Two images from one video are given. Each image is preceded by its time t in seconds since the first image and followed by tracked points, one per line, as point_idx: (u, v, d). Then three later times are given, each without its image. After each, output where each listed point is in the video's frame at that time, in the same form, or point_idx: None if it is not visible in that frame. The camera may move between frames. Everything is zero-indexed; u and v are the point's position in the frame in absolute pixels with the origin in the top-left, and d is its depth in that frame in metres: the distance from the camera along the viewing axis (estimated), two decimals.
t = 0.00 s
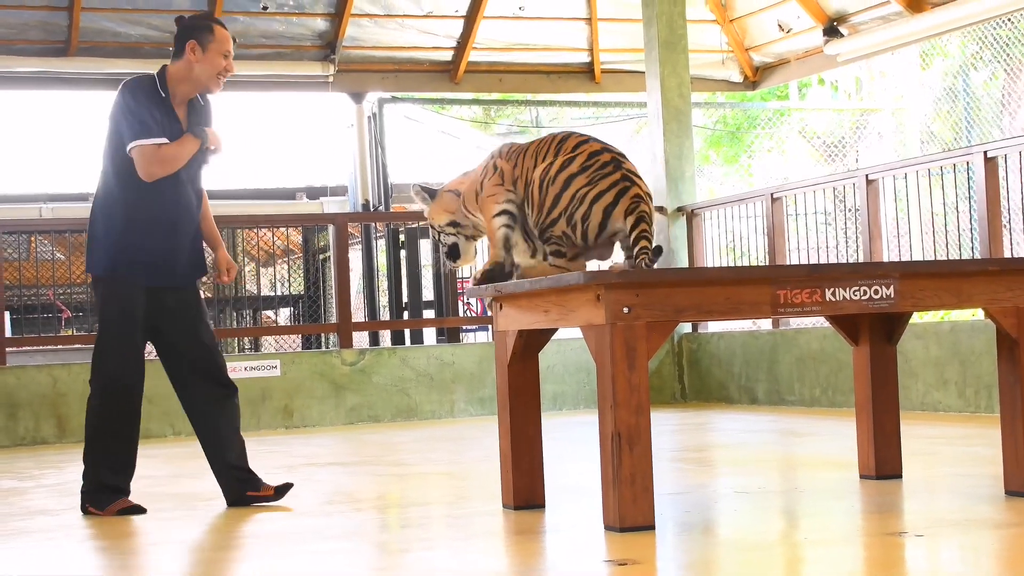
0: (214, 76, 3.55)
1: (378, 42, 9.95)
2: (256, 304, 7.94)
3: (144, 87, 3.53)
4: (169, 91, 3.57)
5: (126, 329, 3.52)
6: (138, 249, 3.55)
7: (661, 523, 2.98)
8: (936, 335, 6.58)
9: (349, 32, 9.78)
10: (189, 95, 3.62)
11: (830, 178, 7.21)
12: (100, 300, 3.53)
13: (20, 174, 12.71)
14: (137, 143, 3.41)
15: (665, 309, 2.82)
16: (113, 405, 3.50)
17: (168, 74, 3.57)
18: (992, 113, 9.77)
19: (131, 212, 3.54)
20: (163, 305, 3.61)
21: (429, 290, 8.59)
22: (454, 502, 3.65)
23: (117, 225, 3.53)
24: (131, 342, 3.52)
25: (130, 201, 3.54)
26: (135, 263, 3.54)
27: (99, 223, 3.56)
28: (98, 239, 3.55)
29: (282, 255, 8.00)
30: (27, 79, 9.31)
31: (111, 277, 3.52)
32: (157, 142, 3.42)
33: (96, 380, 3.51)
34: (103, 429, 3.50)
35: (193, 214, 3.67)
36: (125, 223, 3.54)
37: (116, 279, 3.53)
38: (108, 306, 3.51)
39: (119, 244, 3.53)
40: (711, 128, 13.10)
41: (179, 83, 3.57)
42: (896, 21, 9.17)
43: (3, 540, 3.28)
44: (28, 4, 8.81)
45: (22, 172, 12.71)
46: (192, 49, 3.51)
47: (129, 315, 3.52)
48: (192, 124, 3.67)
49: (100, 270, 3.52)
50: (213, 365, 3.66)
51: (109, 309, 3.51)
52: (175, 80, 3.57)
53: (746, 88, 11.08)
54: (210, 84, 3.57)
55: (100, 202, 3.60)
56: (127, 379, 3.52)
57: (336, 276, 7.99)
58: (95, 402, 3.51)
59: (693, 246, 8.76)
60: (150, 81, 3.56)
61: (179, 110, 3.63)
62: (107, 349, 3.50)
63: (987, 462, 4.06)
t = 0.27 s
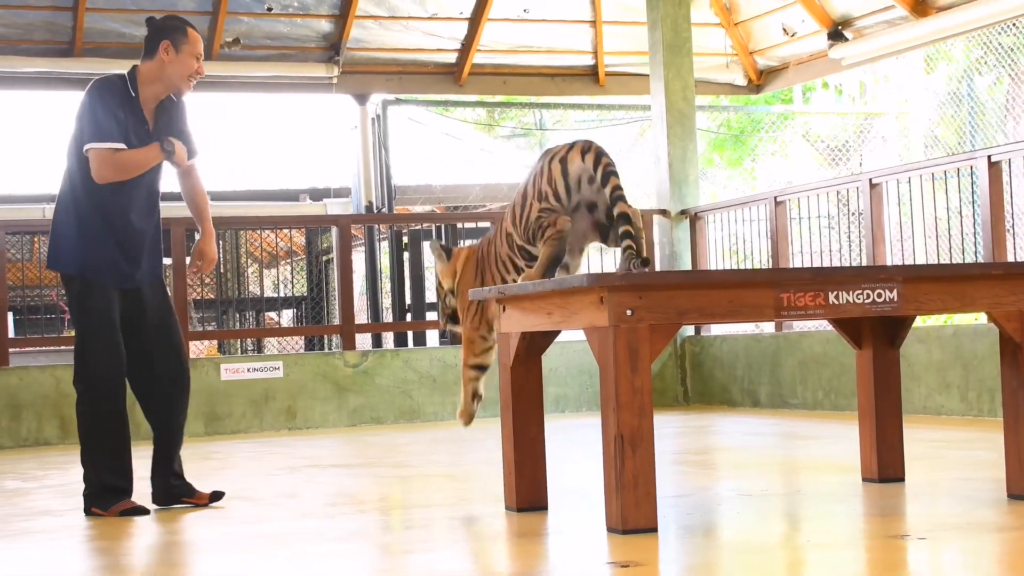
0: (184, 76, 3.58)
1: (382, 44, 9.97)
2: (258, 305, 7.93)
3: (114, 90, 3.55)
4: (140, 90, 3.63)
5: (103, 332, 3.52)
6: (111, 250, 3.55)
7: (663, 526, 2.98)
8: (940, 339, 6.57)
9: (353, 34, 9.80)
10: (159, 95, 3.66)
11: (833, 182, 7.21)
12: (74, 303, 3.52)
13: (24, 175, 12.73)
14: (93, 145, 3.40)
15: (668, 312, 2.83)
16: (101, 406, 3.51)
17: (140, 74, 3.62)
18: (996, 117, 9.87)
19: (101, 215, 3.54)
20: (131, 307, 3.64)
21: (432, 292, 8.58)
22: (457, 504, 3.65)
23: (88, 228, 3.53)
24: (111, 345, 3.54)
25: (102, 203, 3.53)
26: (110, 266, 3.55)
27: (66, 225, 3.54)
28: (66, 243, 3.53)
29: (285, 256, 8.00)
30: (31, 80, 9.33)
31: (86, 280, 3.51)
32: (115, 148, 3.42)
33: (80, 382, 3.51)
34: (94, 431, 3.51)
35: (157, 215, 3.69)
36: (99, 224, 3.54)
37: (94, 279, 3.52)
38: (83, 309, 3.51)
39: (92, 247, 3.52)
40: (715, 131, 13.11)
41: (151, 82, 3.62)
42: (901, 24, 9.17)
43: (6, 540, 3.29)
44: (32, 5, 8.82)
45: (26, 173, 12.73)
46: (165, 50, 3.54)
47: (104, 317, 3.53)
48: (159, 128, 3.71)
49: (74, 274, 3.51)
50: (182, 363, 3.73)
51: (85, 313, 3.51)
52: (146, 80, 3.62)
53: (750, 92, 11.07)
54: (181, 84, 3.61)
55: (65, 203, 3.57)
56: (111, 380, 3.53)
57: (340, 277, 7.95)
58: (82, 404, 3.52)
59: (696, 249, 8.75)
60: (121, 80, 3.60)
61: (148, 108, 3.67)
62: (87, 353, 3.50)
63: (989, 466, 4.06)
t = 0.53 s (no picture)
0: (184, 89, 3.65)
1: (382, 45, 9.96)
2: (260, 308, 7.94)
3: (119, 95, 3.57)
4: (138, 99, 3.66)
5: (105, 334, 3.52)
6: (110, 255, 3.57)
7: (665, 525, 2.98)
8: (941, 336, 6.57)
9: (353, 35, 9.80)
10: (153, 106, 3.70)
11: (834, 180, 7.20)
12: (74, 304, 3.51)
13: (24, 179, 12.75)
14: (82, 149, 3.40)
15: (670, 311, 2.83)
16: (99, 407, 3.49)
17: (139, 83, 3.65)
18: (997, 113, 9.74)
19: (103, 218, 3.55)
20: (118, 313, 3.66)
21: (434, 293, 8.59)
22: (460, 504, 3.65)
23: (89, 231, 3.53)
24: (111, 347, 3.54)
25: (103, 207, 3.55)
26: (110, 270, 3.56)
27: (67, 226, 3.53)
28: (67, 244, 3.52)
29: (286, 258, 7.99)
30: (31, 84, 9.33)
31: (90, 282, 3.51)
32: (102, 164, 3.44)
33: (78, 382, 3.48)
34: (94, 431, 3.48)
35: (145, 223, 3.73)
36: (100, 228, 3.55)
37: (96, 282, 3.52)
38: (86, 309, 3.50)
39: (95, 250, 3.53)
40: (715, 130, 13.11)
41: (149, 93, 3.65)
42: (900, 22, 9.17)
43: (9, 543, 3.29)
44: (32, 9, 8.83)
45: (26, 177, 12.75)
46: (169, 62, 3.60)
47: (104, 320, 3.53)
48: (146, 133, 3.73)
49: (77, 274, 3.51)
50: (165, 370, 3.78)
51: (87, 314, 3.50)
52: (144, 89, 3.65)
53: (750, 90, 11.07)
54: (179, 98, 3.67)
55: (62, 203, 3.55)
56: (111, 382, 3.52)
57: (342, 279, 7.95)
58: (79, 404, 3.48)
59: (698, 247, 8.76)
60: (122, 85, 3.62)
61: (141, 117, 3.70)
62: (88, 354, 3.49)
63: (991, 463, 4.06)
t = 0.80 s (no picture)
0: (173, 87, 3.71)
1: (384, 45, 9.96)
2: (265, 308, 7.94)
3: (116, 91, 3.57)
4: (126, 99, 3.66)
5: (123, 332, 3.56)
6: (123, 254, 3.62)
7: (671, 523, 2.98)
8: (946, 333, 6.57)
9: (355, 35, 9.80)
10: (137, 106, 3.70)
11: (837, 178, 7.20)
12: (94, 301, 3.52)
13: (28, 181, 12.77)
14: (97, 151, 3.43)
15: (674, 309, 2.83)
16: (114, 405, 3.51)
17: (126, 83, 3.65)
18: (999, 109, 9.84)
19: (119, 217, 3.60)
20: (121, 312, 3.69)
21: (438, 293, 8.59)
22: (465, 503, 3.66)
23: (108, 229, 3.57)
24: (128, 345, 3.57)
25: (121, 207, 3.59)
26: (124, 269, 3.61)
27: (86, 223, 3.55)
28: (87, 241, 3.54)
29: (290, 258, 7.97)
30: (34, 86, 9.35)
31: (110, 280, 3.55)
32: (115, 165, 3.46)
33: (93, 381, 3.49)
34: (101, 431, 3.49)
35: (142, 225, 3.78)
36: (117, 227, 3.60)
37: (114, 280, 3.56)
38: (105, 307, 3.53)
39: (113, 247, 3.57)
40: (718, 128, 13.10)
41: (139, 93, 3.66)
42: (902, 20, 9.17)
43: (17, 544, 3.30)
44: (33, 11, 8.85)
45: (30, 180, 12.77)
46: (160, 61, 3.65)
47: (121, 318, 3.57)
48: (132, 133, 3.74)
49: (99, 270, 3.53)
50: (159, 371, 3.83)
51: (107, 312, 3.53)
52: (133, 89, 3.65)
53: (753, 88, 11.05)
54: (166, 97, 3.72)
55: (78, 201, 3.56)
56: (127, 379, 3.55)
57: (346, 279, 7.95)
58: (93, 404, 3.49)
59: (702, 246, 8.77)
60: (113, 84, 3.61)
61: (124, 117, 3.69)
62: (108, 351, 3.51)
63: (996, 459, 4.05)
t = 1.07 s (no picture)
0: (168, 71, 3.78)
1: (416, 35, 9.99)
2: (299, 299, 8.05)
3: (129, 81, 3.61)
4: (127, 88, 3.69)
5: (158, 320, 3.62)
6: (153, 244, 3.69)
7: (707, 512, 2.99)
8: (982, 321, 6.51)
9: (387, 26, 9.84)
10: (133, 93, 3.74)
11: (872, 165, 7.15)
12: (132, 288, 3.57)
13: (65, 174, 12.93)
14: (141, 141, 3.48)
15: (709, 298, 2.83)
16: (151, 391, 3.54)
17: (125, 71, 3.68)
18: None
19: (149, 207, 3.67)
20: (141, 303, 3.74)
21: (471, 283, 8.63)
22: (499, 493, 3.68)
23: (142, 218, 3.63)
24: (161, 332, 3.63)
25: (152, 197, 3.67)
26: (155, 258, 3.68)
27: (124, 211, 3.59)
28: (126, 230, 3.59)
29: (324, 249, 8.09)
30: (69, 79, 9.45)
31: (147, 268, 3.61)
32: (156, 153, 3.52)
33: (130, 368, 3.52)
34: (135, 417, 3.51)
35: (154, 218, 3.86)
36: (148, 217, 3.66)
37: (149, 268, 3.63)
38: (144, 294, 3.59)
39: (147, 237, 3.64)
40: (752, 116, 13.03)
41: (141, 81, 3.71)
42: (938, 5, 9.07)
43: (59, 533, 3.36)
44: (68, 3, 8.96)
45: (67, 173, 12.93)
46: (155, 46, 3.69)
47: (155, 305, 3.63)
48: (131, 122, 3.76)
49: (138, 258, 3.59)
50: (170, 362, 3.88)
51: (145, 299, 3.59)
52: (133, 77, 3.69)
53: (787, 76, 10.97)
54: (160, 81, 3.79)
55: (111, 189, 3.60)
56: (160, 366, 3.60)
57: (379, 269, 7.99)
58: (127, 391, 3.52)
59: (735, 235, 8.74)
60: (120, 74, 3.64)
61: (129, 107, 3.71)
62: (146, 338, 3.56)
63: None
